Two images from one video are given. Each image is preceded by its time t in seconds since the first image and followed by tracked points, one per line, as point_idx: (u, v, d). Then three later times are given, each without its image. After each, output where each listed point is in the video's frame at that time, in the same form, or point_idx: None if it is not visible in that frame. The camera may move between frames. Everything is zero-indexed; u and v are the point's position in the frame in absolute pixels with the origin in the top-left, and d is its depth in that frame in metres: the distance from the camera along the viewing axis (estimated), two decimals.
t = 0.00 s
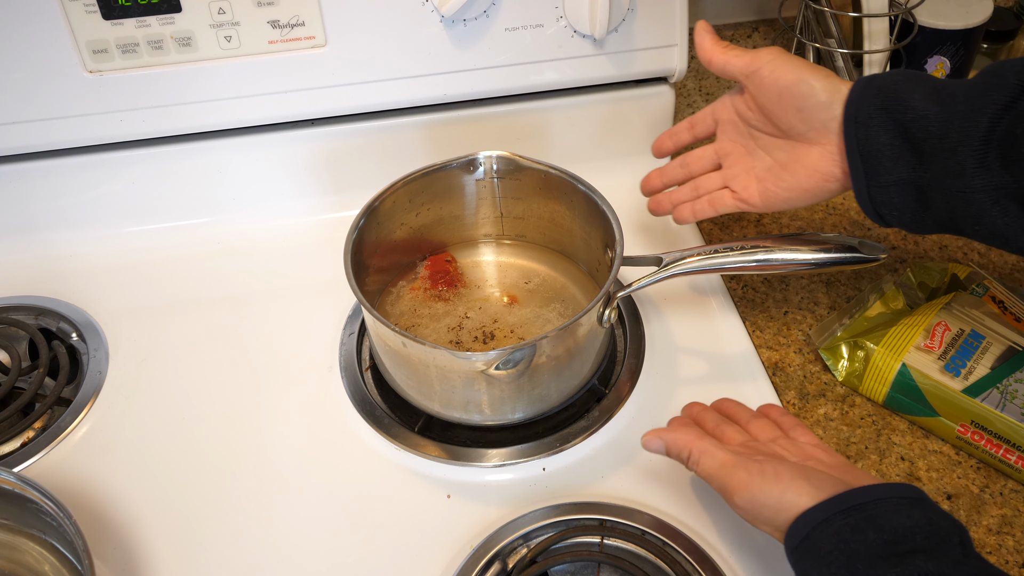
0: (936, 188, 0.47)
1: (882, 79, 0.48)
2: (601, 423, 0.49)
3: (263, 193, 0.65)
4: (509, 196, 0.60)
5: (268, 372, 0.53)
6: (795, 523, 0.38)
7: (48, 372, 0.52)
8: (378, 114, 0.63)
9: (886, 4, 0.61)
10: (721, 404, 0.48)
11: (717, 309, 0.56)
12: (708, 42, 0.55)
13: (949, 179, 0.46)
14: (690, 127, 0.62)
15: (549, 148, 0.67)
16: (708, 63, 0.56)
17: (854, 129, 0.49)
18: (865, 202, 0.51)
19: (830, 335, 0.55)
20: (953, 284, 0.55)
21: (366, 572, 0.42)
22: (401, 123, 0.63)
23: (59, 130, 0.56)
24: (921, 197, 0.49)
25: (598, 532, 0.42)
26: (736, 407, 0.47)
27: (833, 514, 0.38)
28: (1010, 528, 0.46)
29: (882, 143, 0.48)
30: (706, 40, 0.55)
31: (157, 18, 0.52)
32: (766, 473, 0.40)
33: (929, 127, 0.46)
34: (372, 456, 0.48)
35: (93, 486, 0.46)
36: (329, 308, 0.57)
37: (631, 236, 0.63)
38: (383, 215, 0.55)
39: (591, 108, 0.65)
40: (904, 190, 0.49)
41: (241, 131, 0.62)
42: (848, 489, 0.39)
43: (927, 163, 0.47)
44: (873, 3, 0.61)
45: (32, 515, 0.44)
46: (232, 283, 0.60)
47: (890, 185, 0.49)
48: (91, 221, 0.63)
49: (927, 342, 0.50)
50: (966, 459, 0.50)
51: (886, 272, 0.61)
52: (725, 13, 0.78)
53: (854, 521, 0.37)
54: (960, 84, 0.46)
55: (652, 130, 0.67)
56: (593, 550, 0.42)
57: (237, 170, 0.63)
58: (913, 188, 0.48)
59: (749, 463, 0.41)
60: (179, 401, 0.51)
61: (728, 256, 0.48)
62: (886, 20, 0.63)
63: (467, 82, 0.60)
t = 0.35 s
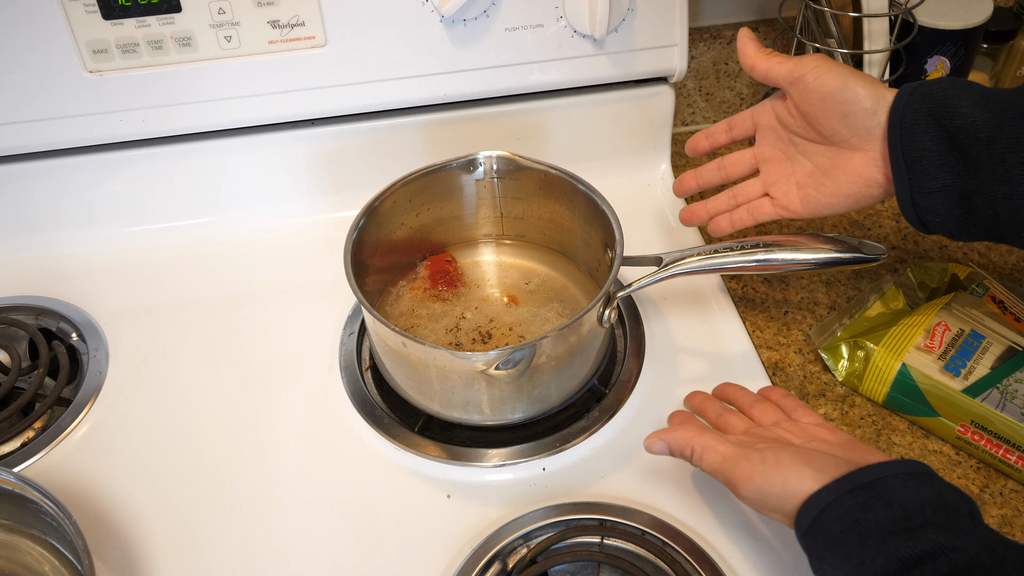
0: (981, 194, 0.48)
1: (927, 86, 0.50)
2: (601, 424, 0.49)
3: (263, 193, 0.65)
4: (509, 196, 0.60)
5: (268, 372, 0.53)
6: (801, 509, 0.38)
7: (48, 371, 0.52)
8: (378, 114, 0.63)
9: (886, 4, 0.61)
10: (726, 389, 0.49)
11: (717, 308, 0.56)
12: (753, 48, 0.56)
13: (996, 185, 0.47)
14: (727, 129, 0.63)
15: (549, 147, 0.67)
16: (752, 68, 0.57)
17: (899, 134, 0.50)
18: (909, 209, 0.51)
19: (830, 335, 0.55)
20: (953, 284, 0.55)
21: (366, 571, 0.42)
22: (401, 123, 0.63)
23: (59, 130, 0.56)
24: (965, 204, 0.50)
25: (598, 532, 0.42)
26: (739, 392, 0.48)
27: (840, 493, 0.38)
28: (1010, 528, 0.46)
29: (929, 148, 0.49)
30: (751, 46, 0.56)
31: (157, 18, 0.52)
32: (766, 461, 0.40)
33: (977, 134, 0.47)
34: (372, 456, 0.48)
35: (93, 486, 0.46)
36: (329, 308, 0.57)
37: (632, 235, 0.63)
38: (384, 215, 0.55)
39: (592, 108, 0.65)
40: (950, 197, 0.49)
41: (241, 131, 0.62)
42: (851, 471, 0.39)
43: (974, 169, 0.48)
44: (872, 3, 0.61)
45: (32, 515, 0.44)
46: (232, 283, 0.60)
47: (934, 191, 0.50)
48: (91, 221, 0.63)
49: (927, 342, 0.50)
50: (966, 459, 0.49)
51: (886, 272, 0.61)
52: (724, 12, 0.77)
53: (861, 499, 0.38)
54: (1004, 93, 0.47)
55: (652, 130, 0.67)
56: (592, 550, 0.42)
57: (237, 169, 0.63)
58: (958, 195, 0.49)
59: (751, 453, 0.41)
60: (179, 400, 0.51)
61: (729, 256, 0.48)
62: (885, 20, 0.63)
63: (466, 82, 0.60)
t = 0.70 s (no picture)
0: (974, 222, 0.48)
1: (907, 117, 0.49)
2: (601, 424, 0.49)
3: (263, 193, 0.65)
4: (509, 196, 0.60)
5: (268, 372, 0.53)
6: (852, 519, 0.37)
7: (48, 371, 0.52)
8: (378, 114, 0.63)
9: (886, 4, 0.62)
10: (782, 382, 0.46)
11: (717, 308, 0.56)
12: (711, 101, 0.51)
13: (992, 213, 0.47)
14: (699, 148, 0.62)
15: (549, 147, 0.67)
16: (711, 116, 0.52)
17: (885, 169, 0.49)
18: (902, 238, 0.51)
19: (830, 335, 0.55)
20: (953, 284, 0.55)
21: (366, 570, 0.42)
22: (401, 123, 0.63)
23: (59, 130, 0.56)
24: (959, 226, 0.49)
25: (598, 531, 0.42)
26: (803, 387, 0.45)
27: (896, 502, 0.36)
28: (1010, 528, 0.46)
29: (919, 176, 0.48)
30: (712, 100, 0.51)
31: (157, 18, 0.52)
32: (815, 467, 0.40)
33: (967, 165, 0.47)
34: (372, 456, 0.48)
35: (93, 486, 0.46)
36: (329, 308, 0.57)
37: (632, 235, 0.63)
38: (383, 215, 0.55)
39: (591, 108, 0.65)
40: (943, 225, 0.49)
41: (240, 131, 0.62)
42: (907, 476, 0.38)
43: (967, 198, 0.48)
44: (872, 4, 0.61)
45: (32, 515, 0.44)
46: (232, 282, 0.60)
47: (927, 221, 0.49)
48: (91, 221, 0.63)
49: (927, 342, 0.50)
50: (966, 459, 0.49)
51: (886, 272, 0.61)
52: (726, 13, 0.76)
53: (917, 509, 0.36)
54: (993, 120, 0.47)
55: (652, 130, 0.67)
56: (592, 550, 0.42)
57: (237, 169, 0.63)
58: (951, 223, 0.49)
59: (801, 454, 0.41)
60: (179, 400, 0.51)
61: (729, 256, 0.48)
62: (885, 20, 0.63)
63: (466, 83, 0.59)
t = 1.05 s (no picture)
0: None
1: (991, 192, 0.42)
2: (601, 423, 0.49)
3: (263, 193, 0.65)
4: (509, 196, 0.60)
5: (268, 372, 0.53)
6: None
7: (48, 371, 0.52)
8: (378, 114, 0.63)
9: (886, 4, 0.61)
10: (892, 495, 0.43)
11: (717, 308, 0.56)
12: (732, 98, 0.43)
13: None
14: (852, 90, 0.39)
15: (549, 147, 0.67)
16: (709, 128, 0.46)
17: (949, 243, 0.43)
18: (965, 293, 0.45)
19: (830, 336, 0.55)
20: (954, 284, 0.55)
21: (366, 569, 0.42)
22: (401, 123, 0.63)
23: (58, 130, 0.56)
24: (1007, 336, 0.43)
25: (598, 531, 0.42)
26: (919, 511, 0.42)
27: None
28: (1010, 528, 0.46)
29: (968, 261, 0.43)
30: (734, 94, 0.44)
31: (157, 18, 0.52)
32: None
33: None
34: (372, 456, 0.48)
35: (93, 486, 0.46)
36: (330, 308, 0.57)
37: (632, 235, 0.63)
38: (384, 215, 0.55)
39: (592, 108, 0.65)
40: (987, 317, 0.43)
41: (240, 131, 0.62)
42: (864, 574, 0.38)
43: None
44: (873, 3, 0.61)
45: (32, 515, 0.44)
46: (232, 282, 0.60)
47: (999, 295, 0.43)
48: (91, 221, 0.63)
49: (927, 342, 0.50)
50: (966, 459, 0.50)
51: (886, 272, 0.63)
52: (725, 13, 0.77)
53: None
54: None
55: (652, 131, 0.67)
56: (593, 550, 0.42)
57: (238, 169, 0.63)
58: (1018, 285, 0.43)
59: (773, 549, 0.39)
60: (179, 401, 0.51)
61: (728, 256, 0.48)
62: (885, 20, 0.63)
63: (466, 83, 0.59)
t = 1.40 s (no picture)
0: None
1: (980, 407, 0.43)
2: (601, 423, 0.49)
3: (264, 193, 0.65)
4: (509, 197, 0.60)
5: (267, 373, 0.53)
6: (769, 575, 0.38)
7: (48, 372, 0.52)
8: (378, 114, 0.63)
9: (886, 4, 0.61)
10: (791, 425, 0.47)
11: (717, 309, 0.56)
12: (708, 132, 0.40)
13: None
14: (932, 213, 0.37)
15: (549, 147, 0.67)
16: (684, 159, 0.42)
17: (971, 340, 0.43)
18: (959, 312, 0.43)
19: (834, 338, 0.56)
20: (954, 284, 0.55)
21: (367, 569, 0.42)
22: (401, 123, 0.63)
23: (58, 130, 0.56)
24: (981, 429, 0.44)
25: (598, 531, 0.42)
26: (799, 431, 0.47)
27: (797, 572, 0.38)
28: (1010, 528, 0.46)
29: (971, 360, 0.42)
30: (710, 128, 0.40)
31: (157, 18, 0.52)
32: (735, 537, 0.40)
33: None
34: (373, 456, 0.48)
35: (93, 486, 0.46)
36: (330, 308, 0.57)
37: (632, 235, 0.63)
38: (384, 215, 0.55)
39: (591, 108, 0.65)
40: (970, 402, 0.43)
41: (240, 130, 0.62)
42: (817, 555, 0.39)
43: None
44: (873, 4, 0.61)
45: (32, 515, 0.44)
46: (232, 282, 0.60)
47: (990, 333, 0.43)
48: (91, 221, 0.63)
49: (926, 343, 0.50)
50: (966, 459, 0.50)
51: (886, 272, 0.63)
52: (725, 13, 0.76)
53: None
54: None
55: (652, 131, 0.67)
56: (593, 550, 0.42)
57: (238, 169, 0.63)
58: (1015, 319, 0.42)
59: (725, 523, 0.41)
60: (179, 401, 0.51)
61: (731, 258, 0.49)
62: (886, 20, 0.63)
63: (466, 83, 0.59)
